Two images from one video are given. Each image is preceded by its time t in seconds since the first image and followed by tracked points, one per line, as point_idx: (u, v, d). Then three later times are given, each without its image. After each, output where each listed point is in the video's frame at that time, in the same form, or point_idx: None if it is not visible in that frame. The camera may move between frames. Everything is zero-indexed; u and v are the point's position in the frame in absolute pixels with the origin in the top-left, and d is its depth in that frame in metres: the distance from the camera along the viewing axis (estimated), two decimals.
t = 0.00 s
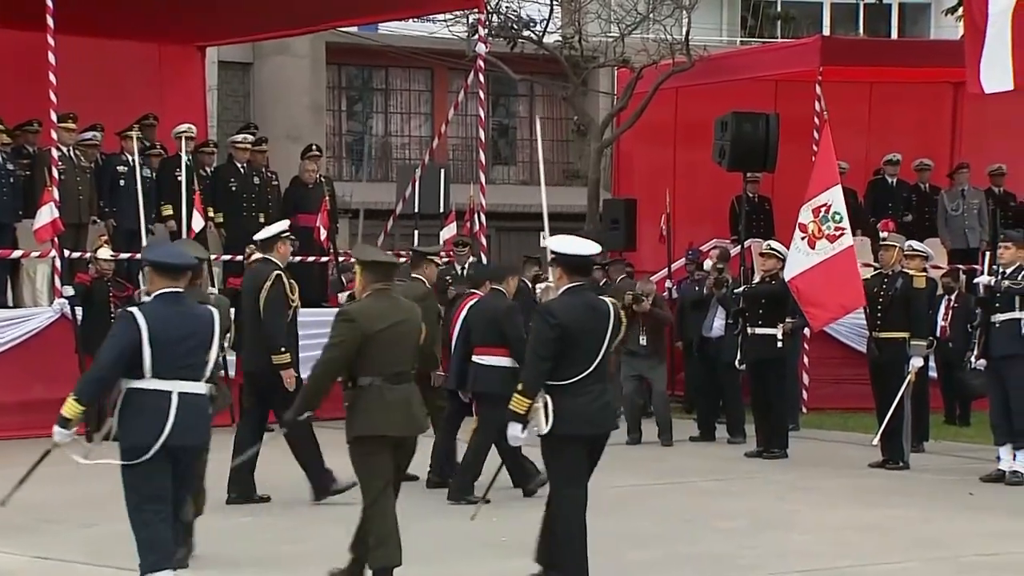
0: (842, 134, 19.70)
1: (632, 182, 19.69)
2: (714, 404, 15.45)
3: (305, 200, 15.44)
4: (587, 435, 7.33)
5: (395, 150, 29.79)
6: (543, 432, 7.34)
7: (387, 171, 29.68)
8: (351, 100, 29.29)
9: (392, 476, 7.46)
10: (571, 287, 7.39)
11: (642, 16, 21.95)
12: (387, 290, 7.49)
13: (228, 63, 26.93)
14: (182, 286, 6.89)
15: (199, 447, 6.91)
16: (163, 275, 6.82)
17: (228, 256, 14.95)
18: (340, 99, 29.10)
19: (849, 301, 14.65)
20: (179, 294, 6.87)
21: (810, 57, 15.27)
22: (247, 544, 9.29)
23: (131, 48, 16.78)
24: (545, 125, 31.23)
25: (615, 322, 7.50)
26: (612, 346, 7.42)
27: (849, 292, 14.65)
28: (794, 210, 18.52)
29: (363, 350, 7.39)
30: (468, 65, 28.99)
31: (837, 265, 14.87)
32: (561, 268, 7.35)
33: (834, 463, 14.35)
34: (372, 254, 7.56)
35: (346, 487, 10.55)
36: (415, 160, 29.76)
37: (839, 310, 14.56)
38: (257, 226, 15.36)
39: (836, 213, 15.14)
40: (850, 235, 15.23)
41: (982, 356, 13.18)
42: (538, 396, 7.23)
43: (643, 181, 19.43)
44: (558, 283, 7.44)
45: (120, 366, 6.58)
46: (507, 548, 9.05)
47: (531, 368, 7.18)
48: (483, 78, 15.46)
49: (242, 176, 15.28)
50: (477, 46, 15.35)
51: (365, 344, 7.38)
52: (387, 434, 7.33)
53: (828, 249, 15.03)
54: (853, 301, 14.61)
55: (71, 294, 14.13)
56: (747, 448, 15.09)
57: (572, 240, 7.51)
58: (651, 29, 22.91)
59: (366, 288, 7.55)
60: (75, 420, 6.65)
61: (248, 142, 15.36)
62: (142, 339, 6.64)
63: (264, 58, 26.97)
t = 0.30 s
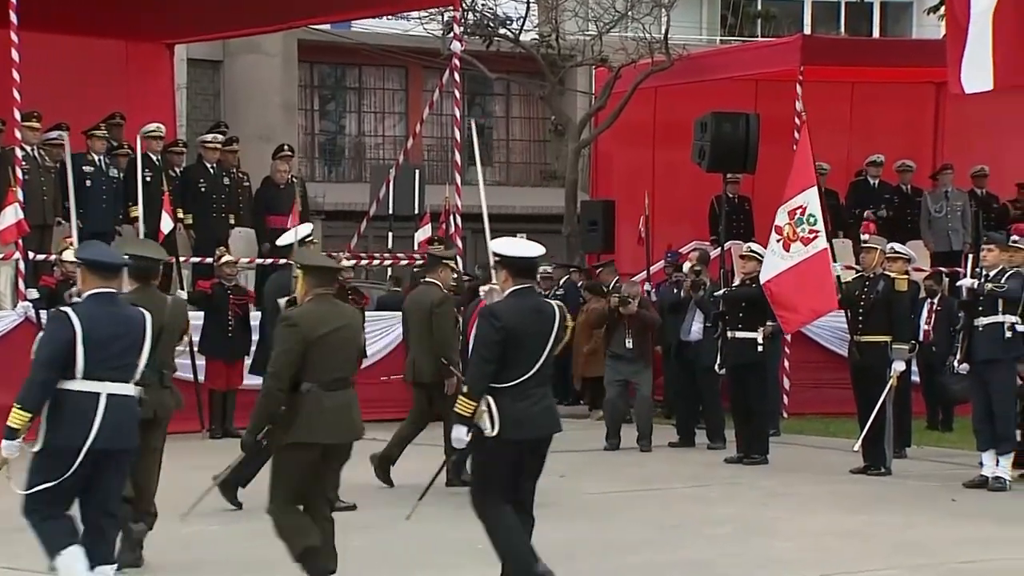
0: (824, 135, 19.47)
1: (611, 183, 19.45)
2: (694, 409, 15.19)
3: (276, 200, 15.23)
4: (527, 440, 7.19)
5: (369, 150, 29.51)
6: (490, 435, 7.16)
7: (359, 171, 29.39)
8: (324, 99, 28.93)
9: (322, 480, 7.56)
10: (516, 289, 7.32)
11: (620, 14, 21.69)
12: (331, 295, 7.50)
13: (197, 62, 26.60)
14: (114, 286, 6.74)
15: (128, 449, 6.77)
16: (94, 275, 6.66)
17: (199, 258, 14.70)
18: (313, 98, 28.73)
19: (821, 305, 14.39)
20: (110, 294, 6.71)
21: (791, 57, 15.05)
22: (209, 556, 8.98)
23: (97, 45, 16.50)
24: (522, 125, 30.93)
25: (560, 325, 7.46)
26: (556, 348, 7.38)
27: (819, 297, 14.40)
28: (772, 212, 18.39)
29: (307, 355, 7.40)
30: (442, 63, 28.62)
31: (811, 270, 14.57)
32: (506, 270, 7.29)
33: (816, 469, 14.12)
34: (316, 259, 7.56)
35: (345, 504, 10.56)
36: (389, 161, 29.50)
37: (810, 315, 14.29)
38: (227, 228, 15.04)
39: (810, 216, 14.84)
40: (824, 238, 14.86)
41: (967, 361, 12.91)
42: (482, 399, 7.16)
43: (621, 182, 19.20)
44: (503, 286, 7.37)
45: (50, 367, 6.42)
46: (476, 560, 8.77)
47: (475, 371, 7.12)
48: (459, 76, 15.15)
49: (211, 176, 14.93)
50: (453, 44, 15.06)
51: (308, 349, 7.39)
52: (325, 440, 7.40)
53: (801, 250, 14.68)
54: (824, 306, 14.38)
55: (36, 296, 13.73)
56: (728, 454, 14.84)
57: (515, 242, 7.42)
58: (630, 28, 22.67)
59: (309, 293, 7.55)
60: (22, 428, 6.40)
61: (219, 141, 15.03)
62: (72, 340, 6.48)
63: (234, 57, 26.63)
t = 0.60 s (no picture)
0: (807, 134, 19.20)
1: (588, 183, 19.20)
2: (674, 413, 14.85)
3: (247, 198, 14.79)
4: (466, 442, 7.09)
5: (341, 147, 28.60)
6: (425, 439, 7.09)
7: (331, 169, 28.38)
8: (295, 95, 28.13)
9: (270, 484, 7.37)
10: (453, 291, 7.20)
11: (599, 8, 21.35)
12: (253, 297, 7.30)
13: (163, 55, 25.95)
14: (22, 292, 6.48)
15: (51, 457, 6.45)
16: (2, 280, 6.43)
17: (166, 259, 14.19)
18: (283, 94, 27.88)
19: (794, 308, 13.85)
20: (19, 301, 6.45)
21: (773, 52, 14.75)
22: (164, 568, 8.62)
23: (58, 40, 16.21)
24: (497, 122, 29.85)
25: (499, 325, 7.32)
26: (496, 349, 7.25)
27: (793, 300, 13.87)
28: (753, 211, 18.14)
29: (236, 360, 7.20)
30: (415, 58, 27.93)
31: (784, 272, 14.05)
32: (443, 270, 7.16)
33: (798, 474, 13.78)
34: (235, 263, 7.35)
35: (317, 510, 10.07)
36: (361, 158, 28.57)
37: (784, 318, 13.74)
38: (194, 226, 14.62)
39: (786, 216, 14.39)
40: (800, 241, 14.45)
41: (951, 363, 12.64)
42: (424, 403, 7.03)
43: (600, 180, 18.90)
44: (440, 287, 7.25)
45: None
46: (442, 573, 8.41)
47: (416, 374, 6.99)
48: (433, 72, 14.79)
49: (178, 174, 14.51)
50: (428, 39, 14.69)
51: (236, 355, 7.19)
52: (263, 444, 7.23)
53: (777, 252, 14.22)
54: (797, 309, 13.85)
55: None
56: (708, 459, 14.50)
57: (453, 243, 7.29)
58: (609, 23, 22.33)
59: (231, 298, 7.34)
60: None
61: (186, 138, 14.61)
62: None
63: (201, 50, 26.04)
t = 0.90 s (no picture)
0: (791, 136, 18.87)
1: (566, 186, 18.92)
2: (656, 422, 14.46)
3: (214, 201, 14.28)
4: (395, 447, 6.99)
5: (313, 149, 27.98)
6: (355, 445, 7.00)
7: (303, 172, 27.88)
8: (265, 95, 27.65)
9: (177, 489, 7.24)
10: (384, 292, 7.09)
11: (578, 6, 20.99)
12: (170, 297, 7.12)
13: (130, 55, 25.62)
14: None
15: None
16: None
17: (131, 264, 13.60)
18: (254, 94, 27.47)
19: (770, 315, 13.70)
20: None
21: (756, 53, 14.42)
22: None
23: (19, 35, 15.80)
24: (474, 123, 29.30)
25: (429, 328, 7.23)
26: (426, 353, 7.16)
27: (770, 306, 13.71)
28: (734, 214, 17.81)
29: (146, 360, 7.01)
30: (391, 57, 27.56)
31: (762, 279, 13.90)
32: (373, 272, 7.06)
33: (782, 485, 13.39)
34: (152, 260, 7.17)
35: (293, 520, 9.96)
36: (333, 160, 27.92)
37: (761, 325, 13.59)
38: (160, 230, 14.07)
39: (765, 221, 14.27)
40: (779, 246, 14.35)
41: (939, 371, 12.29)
42: (348, 407, 6.96)
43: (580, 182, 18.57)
44: (372, 289, 7.16)
45: None
46: None
47: (339, 378, 6.91)
48: (408, 72, 14.40)
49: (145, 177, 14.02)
50: (402, 38, 14.30)
51: (147, 354, 7.00)
52: (171, 447, 7.03)
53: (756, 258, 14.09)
54: (774, 317, 13.68)
55: None
56: (690, 470, 14.10)
57: (385, 243, 7.21)
58: (588, 21, 21.99)
59: (148, 296, 7.15)
60: None
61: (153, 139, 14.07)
62: None
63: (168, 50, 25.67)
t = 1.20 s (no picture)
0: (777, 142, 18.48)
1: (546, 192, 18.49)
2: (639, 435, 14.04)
3: (182, 208, 13.95)
4: (330, 465, 7.04)
5: (284, 154, 27.43)
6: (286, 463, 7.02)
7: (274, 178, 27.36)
8: (235, 98, 27.07)
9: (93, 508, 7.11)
10: (319, 307, 7.10)
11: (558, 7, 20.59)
12: (91, 311, 7.02)
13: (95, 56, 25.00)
14: None
15: None
16: None
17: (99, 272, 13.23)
18: (223, 97, 26.90)
19: (752, 326, 13.38)
20: None
21: (741, 56, 14.02)
22: None
23: None
24: (451, 128, 28.80)
25: (366, 343, 7.18)
26: (362, 369, 7.12)
27: (750, 318, 13.41)
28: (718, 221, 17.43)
29: (64, 376, 6.91)
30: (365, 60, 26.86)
31: (741, 290, 13.62)
32: (310, 286, 7.07)
33: (768, 501, 12.96)
34: (78, 273, 7.09)
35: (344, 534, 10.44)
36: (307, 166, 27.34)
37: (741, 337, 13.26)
38: (126, 238, 13.57)
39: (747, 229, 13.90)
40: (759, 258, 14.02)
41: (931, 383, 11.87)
42: (278, 422, 6.91)
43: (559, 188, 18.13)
44: (308, 303, 7.15)
45: None
46: None
47: (270, 394, 6.86)
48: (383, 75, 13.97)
49: (111, 183, 13.48)
50: (377, 40, 13.85)
51: (66, 368, 6.89)
52: (85, 465, 6.93)
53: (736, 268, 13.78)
54: (756, 328, 13.34)
55: None
56: (674, 485, 13.67)
57: (325, 257, 7.24)
58: (570, 23, 21.58)
59: (71, 309, 7.07)
60: None
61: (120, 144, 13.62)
62: None
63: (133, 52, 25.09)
